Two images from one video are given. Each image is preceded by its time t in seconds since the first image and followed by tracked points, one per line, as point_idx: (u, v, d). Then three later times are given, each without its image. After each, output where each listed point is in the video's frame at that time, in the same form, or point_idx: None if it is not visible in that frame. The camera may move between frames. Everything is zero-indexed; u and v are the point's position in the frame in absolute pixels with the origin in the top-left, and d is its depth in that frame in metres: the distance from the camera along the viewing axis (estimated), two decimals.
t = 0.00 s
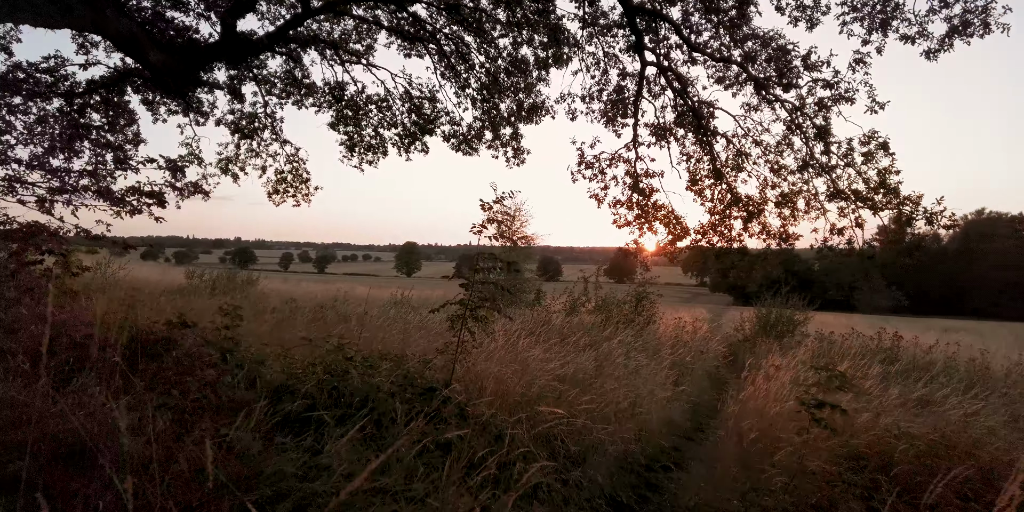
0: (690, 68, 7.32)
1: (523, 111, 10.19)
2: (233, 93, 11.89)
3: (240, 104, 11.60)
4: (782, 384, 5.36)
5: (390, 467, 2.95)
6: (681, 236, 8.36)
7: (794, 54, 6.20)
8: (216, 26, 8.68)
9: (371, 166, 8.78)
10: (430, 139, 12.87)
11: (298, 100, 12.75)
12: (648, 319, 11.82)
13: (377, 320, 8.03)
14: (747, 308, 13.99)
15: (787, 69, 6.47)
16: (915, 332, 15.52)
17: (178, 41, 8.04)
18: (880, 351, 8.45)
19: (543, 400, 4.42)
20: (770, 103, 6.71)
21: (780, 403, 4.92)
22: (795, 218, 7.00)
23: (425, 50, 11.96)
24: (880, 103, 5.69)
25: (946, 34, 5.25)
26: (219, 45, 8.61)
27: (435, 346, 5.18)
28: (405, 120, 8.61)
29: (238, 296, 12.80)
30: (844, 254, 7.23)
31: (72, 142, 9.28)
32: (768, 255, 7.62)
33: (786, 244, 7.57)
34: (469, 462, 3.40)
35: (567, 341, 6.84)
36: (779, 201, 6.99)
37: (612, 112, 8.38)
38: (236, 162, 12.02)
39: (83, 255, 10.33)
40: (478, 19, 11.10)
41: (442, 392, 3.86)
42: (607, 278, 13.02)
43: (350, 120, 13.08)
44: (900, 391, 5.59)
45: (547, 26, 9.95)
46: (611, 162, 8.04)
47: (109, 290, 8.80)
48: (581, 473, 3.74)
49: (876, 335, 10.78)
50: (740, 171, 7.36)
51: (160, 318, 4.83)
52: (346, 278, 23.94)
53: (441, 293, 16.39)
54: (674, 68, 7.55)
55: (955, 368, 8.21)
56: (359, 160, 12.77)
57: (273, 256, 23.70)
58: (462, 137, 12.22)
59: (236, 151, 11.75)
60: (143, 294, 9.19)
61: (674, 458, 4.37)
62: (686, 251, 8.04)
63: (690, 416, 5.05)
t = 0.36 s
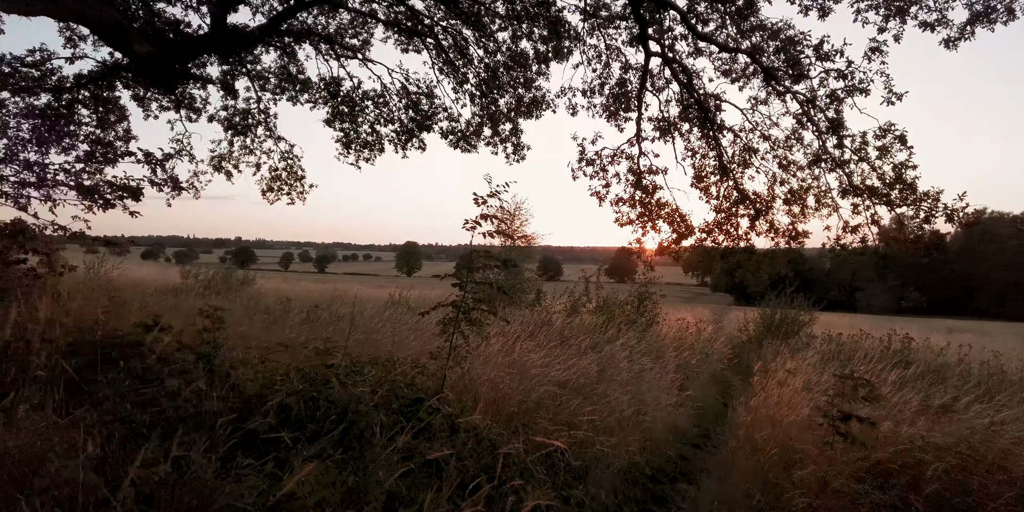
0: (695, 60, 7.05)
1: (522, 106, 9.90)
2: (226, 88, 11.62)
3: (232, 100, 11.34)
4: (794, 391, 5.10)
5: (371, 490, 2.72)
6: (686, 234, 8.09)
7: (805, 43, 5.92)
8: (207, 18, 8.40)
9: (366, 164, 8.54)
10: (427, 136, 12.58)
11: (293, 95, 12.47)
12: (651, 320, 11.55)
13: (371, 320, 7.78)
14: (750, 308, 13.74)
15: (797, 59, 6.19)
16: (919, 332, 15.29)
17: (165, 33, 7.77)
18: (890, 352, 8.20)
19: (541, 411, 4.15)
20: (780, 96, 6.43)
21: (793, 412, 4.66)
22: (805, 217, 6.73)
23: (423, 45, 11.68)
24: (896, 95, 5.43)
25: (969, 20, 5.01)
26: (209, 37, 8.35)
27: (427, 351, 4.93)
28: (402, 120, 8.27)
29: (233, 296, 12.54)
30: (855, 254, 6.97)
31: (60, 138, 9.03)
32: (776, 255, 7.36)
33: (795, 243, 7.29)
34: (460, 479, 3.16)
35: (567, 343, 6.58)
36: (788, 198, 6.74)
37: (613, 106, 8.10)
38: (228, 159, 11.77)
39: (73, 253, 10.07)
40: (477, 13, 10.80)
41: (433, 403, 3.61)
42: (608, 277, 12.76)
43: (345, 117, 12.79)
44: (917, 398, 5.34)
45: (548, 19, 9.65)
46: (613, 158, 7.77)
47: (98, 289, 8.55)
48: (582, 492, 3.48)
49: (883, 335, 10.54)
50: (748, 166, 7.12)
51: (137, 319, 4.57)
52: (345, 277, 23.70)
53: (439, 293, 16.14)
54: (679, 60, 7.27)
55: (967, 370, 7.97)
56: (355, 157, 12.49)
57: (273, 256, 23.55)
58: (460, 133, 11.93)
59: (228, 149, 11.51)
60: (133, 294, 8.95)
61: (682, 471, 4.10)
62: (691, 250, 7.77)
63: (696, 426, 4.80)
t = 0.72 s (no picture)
0: (696, 49, 6.78)
1: (518, 100, 9.64)
2: (216, 84, 11.36)
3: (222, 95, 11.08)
4: (801, 393, 4.83)
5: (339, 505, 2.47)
6: (686, 230, 7.82)
7: (812, 28, 5.65)
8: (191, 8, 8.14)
9: (359, 162, 8.08)
10: (422, 132, 12.31)
11: (284, 91, 12.21)
12: (650, 319, 11.29)
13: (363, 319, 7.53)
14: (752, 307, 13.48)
15: (803, 46, 5.92)
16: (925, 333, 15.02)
17: (147, 22, 7.51)
18: (898, 352, 7.95)
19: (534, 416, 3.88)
20: (785, 85, 6.17)
21: (801, 415, 4.40)
22: (810, 211, 6.47)
23: (417, 38, 11.41)
24: (907, 81, 5.17)
25: None
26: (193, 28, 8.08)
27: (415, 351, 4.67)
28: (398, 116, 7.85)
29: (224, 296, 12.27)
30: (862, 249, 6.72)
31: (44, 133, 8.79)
32: (780, 252, 7.11)
33: (800, 239, 7.03)
34: (442, 492, 2.91)
35: (564, 343, 6.33)
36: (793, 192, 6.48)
37: (612, 98, 7.84)
38: (219, 156, 11.50)
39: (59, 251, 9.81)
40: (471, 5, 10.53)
41: (415, 407, 3.35)
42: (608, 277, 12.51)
43: (338, 113, 12.53)
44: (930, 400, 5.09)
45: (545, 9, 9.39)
46: (612, 151, 7.50)
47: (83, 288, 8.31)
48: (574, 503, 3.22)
49: (889, 335, 10.28)
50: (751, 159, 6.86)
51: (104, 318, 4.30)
52: (343, 278, 23.43)
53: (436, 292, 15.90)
54: (679, 49, 7.01)
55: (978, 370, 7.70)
56: (348, 154, 12.22)
57: (270, 256, 23.31)
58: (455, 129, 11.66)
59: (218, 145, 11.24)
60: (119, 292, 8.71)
61: (685, 478, 3.84)
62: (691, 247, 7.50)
63: (699, 430, 4.55)
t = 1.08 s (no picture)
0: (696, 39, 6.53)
1: (513, 95, 9.39)
2: (204, 79, 11.08)
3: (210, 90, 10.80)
4: (808, 398, 4.59)
5: None
6: (686, 228, 7.57)
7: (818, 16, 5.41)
8: None
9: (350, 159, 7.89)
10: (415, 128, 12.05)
11: (275, 86, 11.93)
12: (649, 319, 11.04)
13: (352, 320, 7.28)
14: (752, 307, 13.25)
15: (809, 34, 5.67)
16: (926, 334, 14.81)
17: (128, 13, 7.24)
18: (903, 353, 7.73)
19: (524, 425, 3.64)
20: (789, 75, 5.92)
21: (809, 422, 4.16)
22: (816, 207, 6.23)
23: (410, 32, 11.15)
24: (920, 68, 4.92)
25: None
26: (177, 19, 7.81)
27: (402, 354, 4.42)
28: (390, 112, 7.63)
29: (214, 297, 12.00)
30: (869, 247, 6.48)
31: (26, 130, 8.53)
32: (783, 250, 6.87)
33: (804, 237, 6.79)
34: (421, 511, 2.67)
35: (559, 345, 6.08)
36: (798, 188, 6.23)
37: (609, 92, 7.59)
38: (207, 153, 11.23)
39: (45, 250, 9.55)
40: None
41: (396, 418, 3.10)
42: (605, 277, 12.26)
43: (329, 109, 12.25)
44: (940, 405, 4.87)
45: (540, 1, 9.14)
46: (609, 146, 7.25)
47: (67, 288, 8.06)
48: None
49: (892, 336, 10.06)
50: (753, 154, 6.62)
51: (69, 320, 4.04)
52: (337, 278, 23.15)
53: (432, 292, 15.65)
54: (679, 40, 6.75)
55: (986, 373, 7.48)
56: (340, 151, 11.95)
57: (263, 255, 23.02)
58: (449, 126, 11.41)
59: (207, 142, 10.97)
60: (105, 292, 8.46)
61: (687, 491, 3.60)
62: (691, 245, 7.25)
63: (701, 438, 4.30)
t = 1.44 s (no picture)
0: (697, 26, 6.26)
1: (507, 87, 9.10)
2: (189, 70, 10.76)
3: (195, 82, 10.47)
4: (816, 401, 4.35)
5: None
6: (686, 223, 7.30)
7: None
8: None
9: (338, 153, 7.72)
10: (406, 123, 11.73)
11: (262, 79, 11.61)
12: (646, 319, 10.79)
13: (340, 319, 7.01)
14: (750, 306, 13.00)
15: (817, 19, 5.39)
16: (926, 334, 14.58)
17: None
18: (909, 353, 7.50)
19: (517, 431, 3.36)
20: (795, 63, 5.65)
21: (818, 428, 3.92)
22: (821, 201, 5.98)
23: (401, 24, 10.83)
24: (937, 52, 4.63)
25: None
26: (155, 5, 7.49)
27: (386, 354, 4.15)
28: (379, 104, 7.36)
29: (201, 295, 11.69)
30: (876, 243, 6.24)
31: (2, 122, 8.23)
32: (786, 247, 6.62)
33: (808, 233, 6.53)
34: None
35: (554, 345, 5.83)
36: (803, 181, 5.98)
37: (606, 82, 7.31)
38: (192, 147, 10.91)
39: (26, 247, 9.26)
40: None
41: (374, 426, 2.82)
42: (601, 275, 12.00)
43: (319, 102, 11.93)
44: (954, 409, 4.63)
45: None
46: (606, 138, 6.98)
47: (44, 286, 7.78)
48: None
49: (894, 336, 9.83)
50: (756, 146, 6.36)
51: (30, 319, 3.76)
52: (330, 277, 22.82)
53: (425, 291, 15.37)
54: (679, 27, 6.47)
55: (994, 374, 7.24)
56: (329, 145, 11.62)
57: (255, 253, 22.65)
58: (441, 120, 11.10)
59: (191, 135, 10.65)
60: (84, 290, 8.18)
61: (690, 502, 3.37)
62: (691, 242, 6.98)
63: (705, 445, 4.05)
